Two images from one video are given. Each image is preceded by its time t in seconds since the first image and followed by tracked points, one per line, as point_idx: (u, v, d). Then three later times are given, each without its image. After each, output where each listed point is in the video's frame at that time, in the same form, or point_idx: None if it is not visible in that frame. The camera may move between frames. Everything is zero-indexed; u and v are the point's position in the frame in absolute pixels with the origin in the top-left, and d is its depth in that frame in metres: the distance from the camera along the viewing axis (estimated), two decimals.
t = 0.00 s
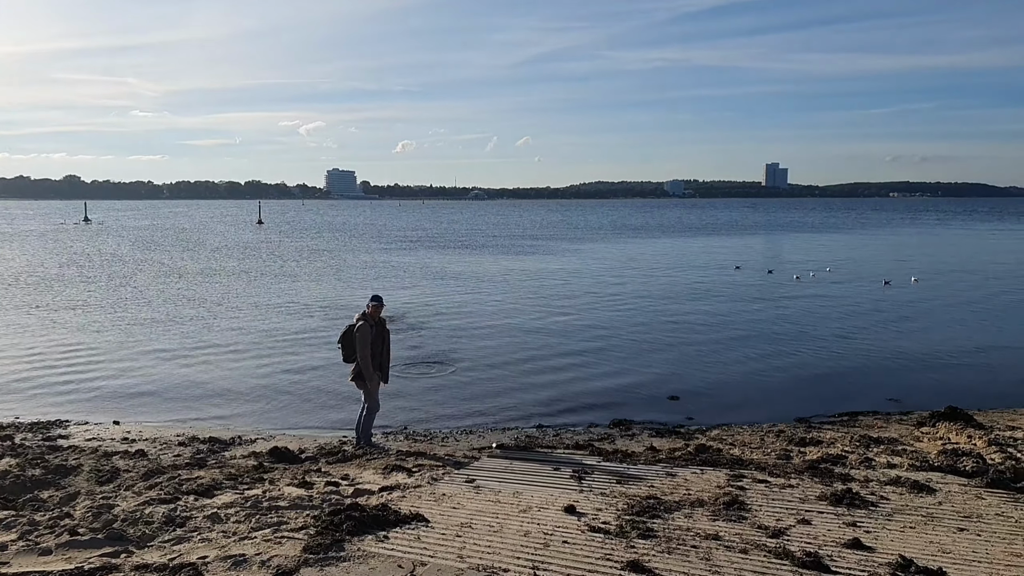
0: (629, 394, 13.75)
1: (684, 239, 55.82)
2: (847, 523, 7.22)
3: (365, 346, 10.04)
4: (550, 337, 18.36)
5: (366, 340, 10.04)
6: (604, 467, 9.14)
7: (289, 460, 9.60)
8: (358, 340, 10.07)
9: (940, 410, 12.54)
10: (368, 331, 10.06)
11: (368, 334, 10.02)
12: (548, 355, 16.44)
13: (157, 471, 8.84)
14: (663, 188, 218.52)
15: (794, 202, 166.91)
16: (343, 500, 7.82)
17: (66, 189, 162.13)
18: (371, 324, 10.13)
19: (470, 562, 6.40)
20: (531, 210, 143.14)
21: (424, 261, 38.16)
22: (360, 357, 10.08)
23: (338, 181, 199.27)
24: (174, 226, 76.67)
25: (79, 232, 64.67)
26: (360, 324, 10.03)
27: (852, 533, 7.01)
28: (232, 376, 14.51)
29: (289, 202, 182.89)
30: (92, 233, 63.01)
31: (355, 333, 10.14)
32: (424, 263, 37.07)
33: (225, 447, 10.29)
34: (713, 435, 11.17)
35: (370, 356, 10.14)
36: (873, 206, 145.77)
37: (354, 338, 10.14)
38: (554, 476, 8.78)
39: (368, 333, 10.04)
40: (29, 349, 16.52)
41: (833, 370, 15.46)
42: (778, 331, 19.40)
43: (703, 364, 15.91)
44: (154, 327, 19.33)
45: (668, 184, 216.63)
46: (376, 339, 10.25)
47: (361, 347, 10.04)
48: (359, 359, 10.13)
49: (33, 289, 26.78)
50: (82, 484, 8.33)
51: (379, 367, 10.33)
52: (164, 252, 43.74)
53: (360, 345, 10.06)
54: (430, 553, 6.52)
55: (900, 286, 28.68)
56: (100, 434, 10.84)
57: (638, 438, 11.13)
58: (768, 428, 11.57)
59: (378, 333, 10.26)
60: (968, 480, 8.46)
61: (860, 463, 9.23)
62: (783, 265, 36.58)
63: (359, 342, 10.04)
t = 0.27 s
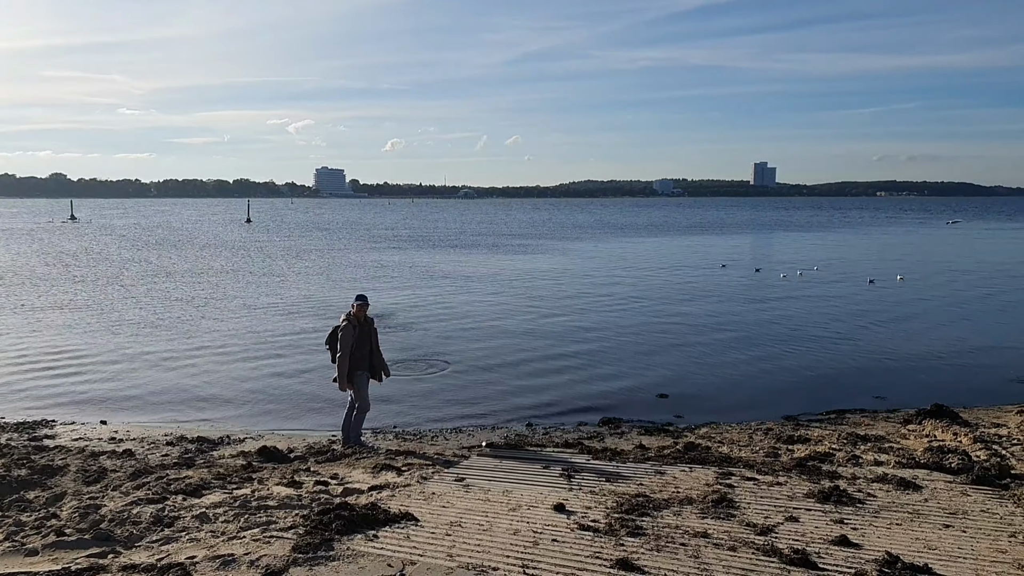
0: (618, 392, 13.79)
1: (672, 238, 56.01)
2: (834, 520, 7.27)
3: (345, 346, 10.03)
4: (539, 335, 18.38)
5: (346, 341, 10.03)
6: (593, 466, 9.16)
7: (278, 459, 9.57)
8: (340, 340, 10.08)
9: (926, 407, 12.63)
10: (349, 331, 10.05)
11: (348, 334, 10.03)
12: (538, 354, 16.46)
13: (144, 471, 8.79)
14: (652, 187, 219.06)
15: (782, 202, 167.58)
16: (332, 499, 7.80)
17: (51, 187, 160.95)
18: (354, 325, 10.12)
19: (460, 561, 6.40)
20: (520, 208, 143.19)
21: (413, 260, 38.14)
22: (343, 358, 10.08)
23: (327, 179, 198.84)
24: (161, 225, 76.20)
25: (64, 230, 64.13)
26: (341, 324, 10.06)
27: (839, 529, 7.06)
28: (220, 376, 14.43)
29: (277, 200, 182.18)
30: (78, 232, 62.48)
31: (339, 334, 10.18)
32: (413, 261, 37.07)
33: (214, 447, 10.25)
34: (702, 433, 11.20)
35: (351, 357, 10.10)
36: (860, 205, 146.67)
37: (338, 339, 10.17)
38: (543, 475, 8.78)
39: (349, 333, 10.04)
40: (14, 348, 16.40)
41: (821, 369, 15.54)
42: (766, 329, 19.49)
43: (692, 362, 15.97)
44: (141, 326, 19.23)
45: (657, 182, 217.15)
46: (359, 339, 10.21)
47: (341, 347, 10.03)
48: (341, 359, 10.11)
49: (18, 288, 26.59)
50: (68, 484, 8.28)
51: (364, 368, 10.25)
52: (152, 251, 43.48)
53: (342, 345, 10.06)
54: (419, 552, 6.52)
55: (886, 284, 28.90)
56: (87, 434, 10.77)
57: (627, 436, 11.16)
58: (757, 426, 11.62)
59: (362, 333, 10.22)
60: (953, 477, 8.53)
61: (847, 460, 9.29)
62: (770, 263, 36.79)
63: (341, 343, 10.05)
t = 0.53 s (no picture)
0: (610, 391, 13.82)
1: (664, 237, 56.12)
2: (826, 518, 7.30)
3: (336, 345, 10.00)
4: (531, 335, 18.40)
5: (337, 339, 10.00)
6: (585, 464, 9.17)
7: (270, 459, 9.55)
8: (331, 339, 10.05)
9: (916, 406, 12.70)
10: (340, 329, 10.02)
11: (341, 333, 10.01)
12: (530, 353, 16.47)
13: (135, 470, 8.76)
14: (645, 186, 219.34)
15: (773, 201, 168.03)
16: (325, 498, 7.79)
17: (41, 185, 159.99)
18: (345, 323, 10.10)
19: (452, 560, 6.40)
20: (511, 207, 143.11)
21: (405, 259, 38.10)
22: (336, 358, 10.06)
23: (319, 178, 198.33)
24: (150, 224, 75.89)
25: (53, 229, 63.67)
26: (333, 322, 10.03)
27: (830, 527, 7.09)
28: (211, 375, 14.38)
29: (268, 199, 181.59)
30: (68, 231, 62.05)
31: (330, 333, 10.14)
32: (405, 260, 37.04)
33: (205, 446, 10.22)
34: (693, 431, 11.23)
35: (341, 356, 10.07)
36: (850, 204, 147.20)
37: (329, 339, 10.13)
38: (536, 473, 8.79)
39: (341, 333, 10.02)
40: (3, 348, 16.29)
41: (812, 367, 15.61)
42: (758, 328, 19.56)
43: (683, 361, 16.01)
44: (132, 325, 19.15)
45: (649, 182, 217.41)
46: (350, 338, 10.20)
47: (332, 346, 10.00)
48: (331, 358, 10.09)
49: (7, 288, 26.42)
50: (59, 484, 8.24)
51: (355, 368, 10.25)
52: (142, 250, 43.28)
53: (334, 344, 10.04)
54: (412, 551, 6.51)
55: (875, 283, 29.08)
56: (77, 434, 10.73)
57: (619, 435, 11.17)
58: (748, 425, 11.66)
59: (353, 332, 10.21)
60: (943, 474, 8.58)
61: (838, 458, 9.33)
62: (762, 262, 36.91)
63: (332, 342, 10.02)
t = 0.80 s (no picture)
0: (606, 390, 13.83)
1: (659, 236, 56.16)
2: (820, 517, 7.32)
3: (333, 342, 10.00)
4: (527, 333, 18.41)
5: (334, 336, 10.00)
6: (581, 463, 9.18)
7: (265, 458, 9.53)
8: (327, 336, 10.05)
9: (910, 404, 12.74)
10: (337, 327, 10.02)
11: (337, 331, 10.01)
12: (526, 352, 16.47)
13: (130, 469, 8.74)
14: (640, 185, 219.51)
15: (768, 200, 168.29)
16: (320, 497, 7.78)
17: (34, 183, 159.37)
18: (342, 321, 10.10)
19: (448, 559, 6.40)
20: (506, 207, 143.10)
21: (401, 257, 38.07)
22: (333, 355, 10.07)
23: (314, 177, 198.05)
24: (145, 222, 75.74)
25: (47, 228, 63.47)
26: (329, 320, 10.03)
27: (825, 526, 7.11)
28: (206, 374, 14.35)
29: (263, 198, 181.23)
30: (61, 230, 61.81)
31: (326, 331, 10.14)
32: (400, 259, 37.02)
33: (200, 446, 10.20)
34: (689, 430, 11.25)
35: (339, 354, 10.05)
36: (844, 204, 147.52)
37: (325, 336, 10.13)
38: (531, 472, 8.80)
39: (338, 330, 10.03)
40: None
41: (807, 366, 15.65)
42: (753, 327, 19.58)
43: (679, 360, 16.04)
44: (126, 324, 19.09)
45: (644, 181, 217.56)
46: (346, 336, 10.19)
47: (329, 343, 9.99)
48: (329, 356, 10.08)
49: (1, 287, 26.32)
50: (53, 483, 8.21)
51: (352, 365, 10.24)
52: (136, 248, 43.16)
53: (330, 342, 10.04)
54: (408, 550, 6.52)
55: (868, 282, 29.16)
56: (72, 433, 10.70)
57: (614, 434, 11.18)
58: (743, 423, 11.68)
59: (349, 330, 10.21)
60: (938, 473, 8.61)
61: (833, 457, 9.36)
62: (757, 261, 36.97)
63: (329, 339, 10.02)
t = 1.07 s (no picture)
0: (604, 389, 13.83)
1: (657, 235, 56.12)
2: (819, 516, 7.33)
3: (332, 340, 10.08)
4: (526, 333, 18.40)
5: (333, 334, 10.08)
6: (579, 462, 9.18)
7: (264, 457, 9.53)
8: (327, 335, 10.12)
9: (909, 404, 12.75)
10: (337, 325, 10.09)
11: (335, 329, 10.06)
12: (525, 351, 16.47)
13: (129, 468, 8.74)
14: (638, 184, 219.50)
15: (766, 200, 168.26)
16: (319, 497, 7.78)
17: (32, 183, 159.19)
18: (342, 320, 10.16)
19: (447, 558, 6.41)
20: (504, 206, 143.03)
21: (399, 256, 38.04)
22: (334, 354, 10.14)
23: (312, 176, 197.91)
24: (142, 221, 75.69)
25: (46, 227, 63.43)
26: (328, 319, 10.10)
27: (824, 525, 7.13)
28: (204, 373, 14.35)
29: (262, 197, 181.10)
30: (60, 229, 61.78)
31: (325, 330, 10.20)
32: (398, 258, 36.98)
33: (199, 445, 10.19)
34: (687, 429, 11.26)
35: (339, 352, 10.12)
36: (842, 203, 147.60)
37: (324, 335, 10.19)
38: (530, 472, 8.81)
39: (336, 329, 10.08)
40: None
41: (806, 365, 15.65)
42: (752, 326, 19.58)
43: (677, 359, 16.04)
44: (125, 324, 19.07)
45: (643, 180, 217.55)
46: (346, 334, 10.23)
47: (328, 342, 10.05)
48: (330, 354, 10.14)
49: None
50: (52, 482, 8.21)
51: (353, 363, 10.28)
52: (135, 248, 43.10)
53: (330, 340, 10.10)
54: (406, 549, 6.53)
55: (866, 281, 29.18)
56: (71, 432, 10.69)
57: (613, 433, 11.19)
58: (741, 423, 11.69)
59: (348, 327, 10.25)
60: (937, 472, 8.62)
61: (832, 456, 9.37)
62: (755, 260, 36.95)
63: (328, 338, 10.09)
